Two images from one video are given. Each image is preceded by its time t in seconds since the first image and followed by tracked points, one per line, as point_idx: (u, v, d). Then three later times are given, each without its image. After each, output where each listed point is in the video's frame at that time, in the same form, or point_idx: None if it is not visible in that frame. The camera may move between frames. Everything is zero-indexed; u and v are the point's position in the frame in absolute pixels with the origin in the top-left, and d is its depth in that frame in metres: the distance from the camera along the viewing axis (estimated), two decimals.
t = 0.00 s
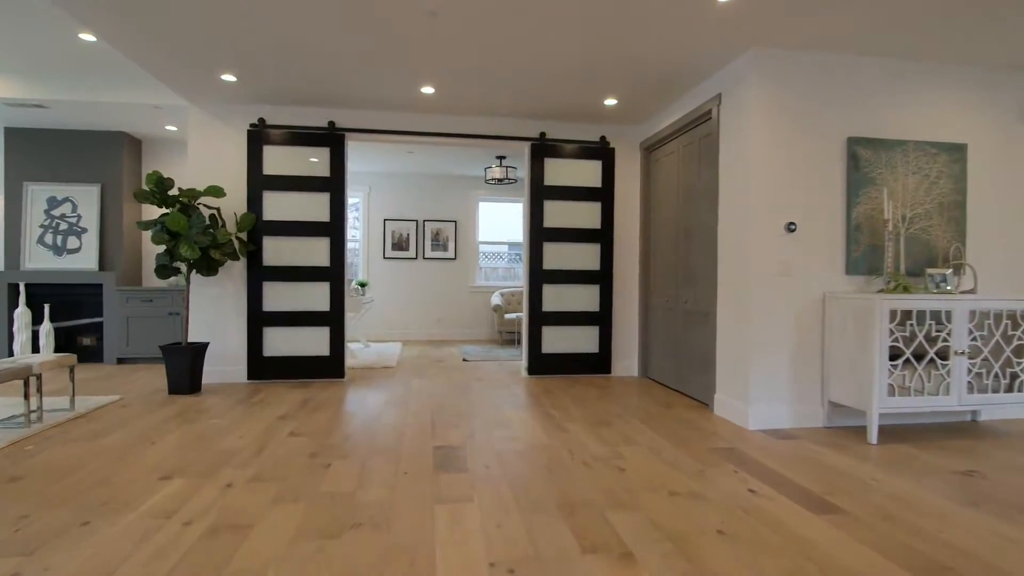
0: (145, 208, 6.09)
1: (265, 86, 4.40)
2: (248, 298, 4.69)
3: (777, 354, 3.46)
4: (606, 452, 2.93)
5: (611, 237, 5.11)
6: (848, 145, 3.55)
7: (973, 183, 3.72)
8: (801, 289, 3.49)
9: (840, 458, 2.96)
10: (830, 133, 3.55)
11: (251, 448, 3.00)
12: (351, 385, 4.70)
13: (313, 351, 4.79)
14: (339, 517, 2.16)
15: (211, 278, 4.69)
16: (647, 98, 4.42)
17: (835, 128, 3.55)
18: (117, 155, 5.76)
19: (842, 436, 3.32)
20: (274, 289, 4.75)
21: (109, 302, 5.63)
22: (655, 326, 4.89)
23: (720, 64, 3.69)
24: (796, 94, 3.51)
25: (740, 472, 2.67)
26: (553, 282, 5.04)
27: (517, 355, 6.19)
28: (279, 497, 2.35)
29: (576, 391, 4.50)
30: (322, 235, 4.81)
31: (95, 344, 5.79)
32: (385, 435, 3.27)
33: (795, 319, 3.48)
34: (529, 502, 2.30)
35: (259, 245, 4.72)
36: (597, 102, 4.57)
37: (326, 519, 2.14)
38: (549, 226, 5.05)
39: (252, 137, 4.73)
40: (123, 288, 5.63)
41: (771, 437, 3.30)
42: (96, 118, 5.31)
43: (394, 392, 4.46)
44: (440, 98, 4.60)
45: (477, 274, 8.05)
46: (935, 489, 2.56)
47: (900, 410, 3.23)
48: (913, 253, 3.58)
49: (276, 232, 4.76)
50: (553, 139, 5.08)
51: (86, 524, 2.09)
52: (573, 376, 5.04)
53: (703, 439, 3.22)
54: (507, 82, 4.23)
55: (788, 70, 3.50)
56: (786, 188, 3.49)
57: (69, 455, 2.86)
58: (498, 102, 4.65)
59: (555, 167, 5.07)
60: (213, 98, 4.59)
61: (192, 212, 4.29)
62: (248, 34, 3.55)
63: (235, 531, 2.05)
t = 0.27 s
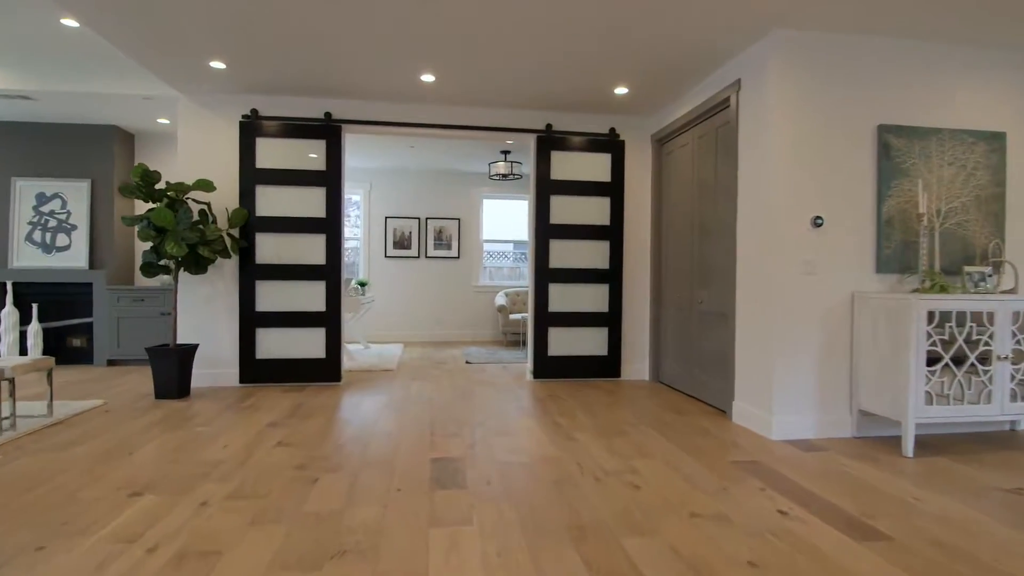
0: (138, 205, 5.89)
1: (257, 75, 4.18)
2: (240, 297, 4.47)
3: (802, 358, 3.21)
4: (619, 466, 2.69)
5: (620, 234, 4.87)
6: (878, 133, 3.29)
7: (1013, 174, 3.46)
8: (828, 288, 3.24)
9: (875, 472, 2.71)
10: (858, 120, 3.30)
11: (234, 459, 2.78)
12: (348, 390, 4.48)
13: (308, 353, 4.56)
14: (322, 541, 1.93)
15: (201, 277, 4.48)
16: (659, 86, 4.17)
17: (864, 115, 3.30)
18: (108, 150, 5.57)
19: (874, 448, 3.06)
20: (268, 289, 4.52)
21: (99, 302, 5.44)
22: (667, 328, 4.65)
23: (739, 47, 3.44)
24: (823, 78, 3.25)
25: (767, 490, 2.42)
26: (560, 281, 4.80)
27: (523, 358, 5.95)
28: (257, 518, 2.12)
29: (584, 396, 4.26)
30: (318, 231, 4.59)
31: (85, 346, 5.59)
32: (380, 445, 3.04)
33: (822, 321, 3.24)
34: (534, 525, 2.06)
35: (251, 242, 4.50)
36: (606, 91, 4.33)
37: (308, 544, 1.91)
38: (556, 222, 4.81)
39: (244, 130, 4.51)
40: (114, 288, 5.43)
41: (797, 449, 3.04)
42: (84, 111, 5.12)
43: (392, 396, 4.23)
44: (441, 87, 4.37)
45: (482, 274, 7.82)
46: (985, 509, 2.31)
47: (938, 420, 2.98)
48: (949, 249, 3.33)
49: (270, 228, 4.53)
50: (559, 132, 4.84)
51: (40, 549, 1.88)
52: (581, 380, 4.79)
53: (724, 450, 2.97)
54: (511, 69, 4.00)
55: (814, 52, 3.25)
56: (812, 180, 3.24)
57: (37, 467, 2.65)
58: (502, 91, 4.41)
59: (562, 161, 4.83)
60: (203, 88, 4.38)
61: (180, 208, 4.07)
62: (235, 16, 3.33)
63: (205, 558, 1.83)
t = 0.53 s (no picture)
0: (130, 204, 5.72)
1: (248, 68, 4.00)
2: (231, 300, 4.29)
3: (825, 367, 3.01)
4: (630, 485, 2.48)
5: (629, 234, 4.66)
6: (907, 126, 3.08)
7: None
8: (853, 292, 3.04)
9: (908, 492, 2.50)
10: (886, 112, 3.08)
11: (217, 475, 2.59)
12: (345, 396, 4.29)
13: (304, 358, 4.37)
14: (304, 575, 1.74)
15: (192, 279, 4.30)
16: (671, 79, 3.97)
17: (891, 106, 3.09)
18: (99, 147, 5.40)
19: (904, 464, 2.85)
20: (261, 291, 4.34)
21: (89, 304, 5.27)
22: (678, 333, 4.45)
23: (757, 35, 3.23)
24: (848, 67, 3.04)
25: (794, 514, 2.22)
26: (565, 283, 4.60)
27: (527, 362, 5.76)
28: (234, 547, 1.93)
29: (591, 404, 4.06)
30: (314, 231, 4.40)
31: (76, 350, 5.43)
32: (374, 459, 2.85)
33: (846, 327, 3.03)
34: (539, 556, 1.86)
35: (244, 242, 4.31)
36: (614, 84, 4.13)
37: None
38: (561, 222, 4.61)
39: (236, 125, 4.32)
40: (104, 289, 5.26)
41: (821, 465, 2.83)
42: (74, 107, 4.95)
43: (390, 404, 4.04)
44: (441, 81, 4.17)
45: (485, 275, 7.63)
46: None
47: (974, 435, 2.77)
48: (983, 250, 3.11)
49: (263, 228, 4.35)
50: (565, 127, 4.64)
51: None
52: (588, 387, 4.59)
53: (742, 467, 2.77)
54: (515, 62, 3.80)
55: (839, 39, 3.04)
56: (836, 176, 3.03)
57: (5, 484, 2.47)
58: (505, 85, 4.22)
59: (568, 158, 4.63)
60: (193, 81, 4.19)
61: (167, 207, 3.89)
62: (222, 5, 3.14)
63: None
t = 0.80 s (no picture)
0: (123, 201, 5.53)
1: (240, 55, 3.78)
2: (223, 300, 4.08)
3: (860, 372, 2.77)
4: (650, 505, 2.24)
5: (641, 230, 4.42)
6: (949, 111, 2.83)
7: None
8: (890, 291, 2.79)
9: (960, 514, 2.25)
10: (925, 95, 2.83)
11: (198, 491, 2.38)
12: (342, 401, 4.07)
13: (299, 360, 4.15)
14: None
15: (182, 278, 4.09)
16: (687, 64, 3.72)
17: (931, 89, 2.84)
18: (90, 142, 5.20)
19: (948, 479, 2.60)
20: (254, 291, 4.12)
21: (80, 304, 5.07)
22: (694, 335, 4.21)
23: (784, 13, 2.99)
24: (885, 47, 2.79)
25: (835, 540, 1.98)
26: (574, 282, 4.37)
27: (533, 365, 5.52)
28: None
29: (602, 410, 3.82)
30: (310, 227, 4.17)
31: (66, 351, 5.24)
32: (369, 473, 2.63)
33: (883, 329, 2.79)
34: None
35: (236, 239, 4.10)
36: (627, 71, 3.89)
37: None
38: (570, 217, 4.37)
39: (229, 116, 4.11)
40: (95, 289, 5.06)
41: (857, 481, 2.59)
42: (62, 99, 4.75)
43: (389, 410, 3.81)
44: (444, 69, 3.95)
45: (490, 274, 7.40)
46: None
47: None
48: None
49: (257, 225, 4.13)
50: (575, 118, 4.40)
51: None
52: (599, 392, 4.36)
53: (772, 483, 2.52)
54: (521, 47, 3.58)
55: (875, 16, 2.79)
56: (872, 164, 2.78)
57: None
58: (511, 73, 3.99)
59: (578, 150, 4.39)
60: (183, 70, 3.99)
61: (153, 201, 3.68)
62: None
63: None
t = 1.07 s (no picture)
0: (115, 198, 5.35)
1: (232, 45, 3.60)
2: (215, 302, 3.89)
3: (894, 380, 2.55)
4: (670, 529, 2.03)
5: (653, 228, 4.21)
6: (992, 97, 2.61)
7: None
8: (928, 292, 2.58)
9: (1015, 540, 2.03)
10: (965, 80, 2.61)
11: (177, 510, 2.20)
12: (339, 407, 3.88)
13: (295, 364, 3.96)
14: None
15: (173, 278, 3.91)
16: (704, 52, 3.51)
17: (972, 73, 2.62)
18: (81, 137, 5.03)
19: (993, 498, 2.39)
20: (248, 291, 3.94)
21: (70, 305, 4.91)
22: (709, 338, 4.00)
23: None
24: (923, 27, 2.57)
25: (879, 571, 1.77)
26: (583, 283, 4.16)
27: (539, 368, 5.32)
28: None
29: (612, 417, 3.62)
30: (306, 225, 3.98)
31: (57, 354, 5.08)
32: (363, 488, 2.43)
33: (919, 333, 2.57)
34: None
35: (228, 238, 3.91)
36: (638, 59, 3.68)
37: None
38: (579, 214, 4.16)
39: (221, 109, 3.93)
40: (86, 290, 4.90)
41: (894, 499, 2.37)
42: (51, 93, 4.58)
43: (388, 417, 3.62)
44: (446, 59, 3.75)
45: (494, 274, 7.21)
46: None
47: None
48: None
49: (250, 223, 3.94)
50: (583, 110, 4.19)
51: None
52: (608, 397, 4.15)
53: (800, 501, 2.32)
54: (527, 35, 3.37)
55: None
56: (909, 155, 2.57)
57: None
58: (516, 63, 3.79)
59: (586, 144, 4.18)
60: (172, 61, 3.80)
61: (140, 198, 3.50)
62: None
63: None
